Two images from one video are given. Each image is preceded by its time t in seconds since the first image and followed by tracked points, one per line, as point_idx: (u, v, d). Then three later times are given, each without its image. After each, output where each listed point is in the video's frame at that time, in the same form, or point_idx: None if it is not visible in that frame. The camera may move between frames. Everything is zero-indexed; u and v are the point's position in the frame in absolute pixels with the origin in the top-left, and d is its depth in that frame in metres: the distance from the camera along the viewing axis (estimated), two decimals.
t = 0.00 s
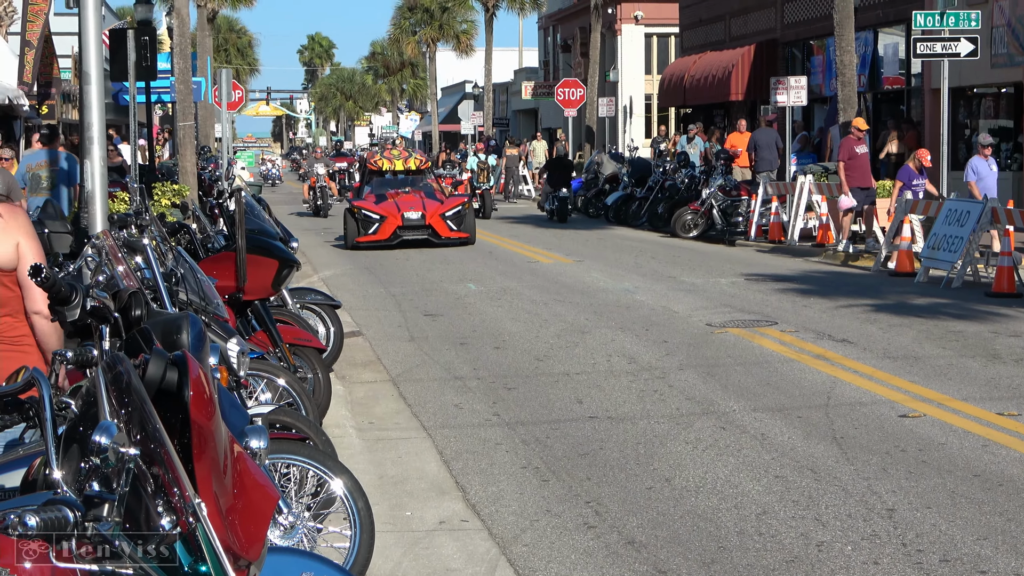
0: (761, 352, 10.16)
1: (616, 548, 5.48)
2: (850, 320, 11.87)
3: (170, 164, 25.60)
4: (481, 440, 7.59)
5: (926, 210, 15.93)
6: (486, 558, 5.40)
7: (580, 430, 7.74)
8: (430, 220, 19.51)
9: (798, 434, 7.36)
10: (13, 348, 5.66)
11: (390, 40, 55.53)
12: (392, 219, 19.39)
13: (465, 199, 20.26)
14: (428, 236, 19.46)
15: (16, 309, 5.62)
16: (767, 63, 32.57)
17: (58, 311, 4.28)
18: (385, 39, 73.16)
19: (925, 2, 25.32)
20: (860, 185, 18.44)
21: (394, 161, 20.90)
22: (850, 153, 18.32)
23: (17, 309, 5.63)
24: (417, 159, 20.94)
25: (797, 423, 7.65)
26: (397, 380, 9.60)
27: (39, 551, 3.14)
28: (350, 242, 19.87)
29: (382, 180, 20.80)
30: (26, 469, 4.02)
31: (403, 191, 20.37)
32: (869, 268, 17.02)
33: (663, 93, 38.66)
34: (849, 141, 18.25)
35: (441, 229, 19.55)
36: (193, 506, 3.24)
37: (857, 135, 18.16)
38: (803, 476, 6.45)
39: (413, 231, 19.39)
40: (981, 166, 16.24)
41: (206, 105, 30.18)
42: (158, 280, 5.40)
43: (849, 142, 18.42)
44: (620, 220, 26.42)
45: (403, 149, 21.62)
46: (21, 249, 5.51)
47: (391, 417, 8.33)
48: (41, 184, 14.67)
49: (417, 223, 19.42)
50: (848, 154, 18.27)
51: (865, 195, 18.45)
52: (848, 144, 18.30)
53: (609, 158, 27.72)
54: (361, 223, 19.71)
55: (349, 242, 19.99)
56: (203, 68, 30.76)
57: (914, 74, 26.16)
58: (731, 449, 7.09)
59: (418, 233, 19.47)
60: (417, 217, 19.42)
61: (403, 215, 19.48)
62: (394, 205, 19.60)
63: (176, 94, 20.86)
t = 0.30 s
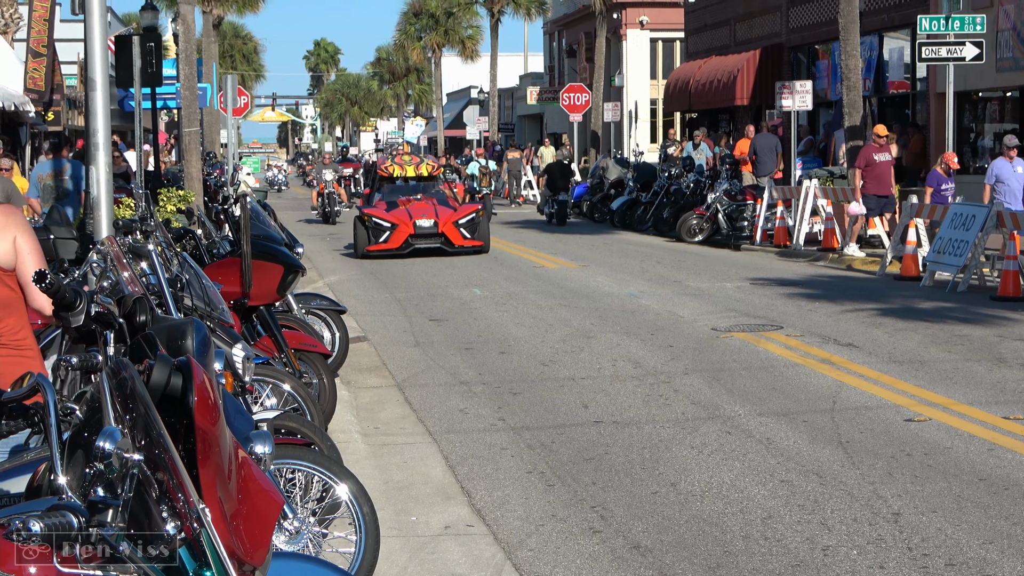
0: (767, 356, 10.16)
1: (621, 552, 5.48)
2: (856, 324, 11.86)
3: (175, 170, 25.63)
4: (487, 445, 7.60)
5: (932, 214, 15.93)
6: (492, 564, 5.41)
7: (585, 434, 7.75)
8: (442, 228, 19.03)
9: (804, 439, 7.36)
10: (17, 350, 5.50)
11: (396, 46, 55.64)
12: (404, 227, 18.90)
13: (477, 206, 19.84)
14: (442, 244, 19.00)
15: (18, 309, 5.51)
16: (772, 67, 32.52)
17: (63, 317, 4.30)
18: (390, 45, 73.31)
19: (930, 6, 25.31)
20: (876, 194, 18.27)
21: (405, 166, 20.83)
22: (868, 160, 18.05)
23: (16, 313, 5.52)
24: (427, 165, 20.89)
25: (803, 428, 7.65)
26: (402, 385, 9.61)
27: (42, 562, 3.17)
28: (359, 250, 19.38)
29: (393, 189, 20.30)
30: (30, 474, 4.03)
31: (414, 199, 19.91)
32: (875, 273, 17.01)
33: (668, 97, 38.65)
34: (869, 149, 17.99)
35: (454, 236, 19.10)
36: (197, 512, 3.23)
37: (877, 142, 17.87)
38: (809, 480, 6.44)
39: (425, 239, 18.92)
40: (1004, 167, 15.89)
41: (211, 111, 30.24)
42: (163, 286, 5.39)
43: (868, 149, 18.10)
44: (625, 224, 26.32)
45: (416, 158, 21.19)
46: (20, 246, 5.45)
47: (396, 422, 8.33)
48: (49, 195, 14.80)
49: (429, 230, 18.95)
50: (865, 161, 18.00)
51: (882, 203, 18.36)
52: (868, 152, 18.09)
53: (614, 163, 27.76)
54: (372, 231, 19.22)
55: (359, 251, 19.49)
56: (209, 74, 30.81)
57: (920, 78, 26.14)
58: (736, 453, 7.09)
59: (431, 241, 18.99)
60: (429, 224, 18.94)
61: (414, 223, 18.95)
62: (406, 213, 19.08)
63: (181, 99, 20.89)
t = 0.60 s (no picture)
0: (760, 355, 10.17)
1: (615, 551, 5.48)
2: (849, 322, 11.88)
3: (169, 169, 25.61)
4: (480, 443, 7.59)
5: (925, 213, 15.95)
6: (485, 562, 5.41)
7: (577, 433, 7.75)
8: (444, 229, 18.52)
9: (797, 437, 7.37)
10: None
11: (389, 45, 55.60)
12: (404, 228, 18.39)
13: (479, 206, 19.36)
14: (443, 246, 18.47)
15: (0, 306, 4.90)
16: (765, 65, 32.52)
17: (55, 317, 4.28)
18: (384, 44, 73.29)
19: (923, 5, 25.34)
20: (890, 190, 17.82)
21: (405, 166, 20.02)
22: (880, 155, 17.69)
23: None
24: (429, 163, 20.05)
25: (796, 426, 7.66)
26: (395, 384, 9.60)
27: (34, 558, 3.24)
28: (358, 252, 18.85)
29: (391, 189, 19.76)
30: (23, 473, 4.02)
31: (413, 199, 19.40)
32: (868, 271, 17.02)
33: (661, 96, 38.65)
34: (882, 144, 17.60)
35: (456, 238, 18.58)
36: (190, 510, 3.22)
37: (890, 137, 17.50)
38: (802, 478, 6.45)
39: (426, 241, 18.40)
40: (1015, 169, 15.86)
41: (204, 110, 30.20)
42: (156, 286, 5.37)
43: (880, 144, 17.75)
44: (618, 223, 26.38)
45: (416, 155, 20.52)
46: None
47: (390, 421, 8.33)
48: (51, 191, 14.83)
49: (431, 232, 18.40)
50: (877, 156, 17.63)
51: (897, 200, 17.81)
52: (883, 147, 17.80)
53: (607, 161, 27.78)
54: (372, 233, 18.68)
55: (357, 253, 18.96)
56: (202, 73, 30.74)
57: (913, 77, 26.17)
58: (729, 452, 7.09)
59: (432, 243, 18.46)
60: (430, 226, 18.40)
61: (415, 224, 18.44)
62: (406, 215, 18.57)
63: (174, 98, 20.84)
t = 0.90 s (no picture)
0: (753, 352, 10.18)
1: (607, 548, 5.49)
2: (842, 320, 11.89)
3: (161, 166, 25.55)
4: (473, 440, 7.60)
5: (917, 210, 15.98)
6: (478, 559, 5.41)
7: (570, 430, 7.75)
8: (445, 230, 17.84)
9: (789, 435, 7.37)
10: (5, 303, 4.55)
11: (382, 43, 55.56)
12: (403, 229, 17.69)
13: (482, 205, 18.68)
14: (444, 248, 17.78)
15: None
16: (759, 62, 32.51)
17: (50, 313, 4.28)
18: (376, 41, 73.26)
19: (916, 3, 25.40)
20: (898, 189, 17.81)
21: (404, 164, 19.48)
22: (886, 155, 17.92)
23: None
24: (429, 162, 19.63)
25: (789, 423, 7.67)
26: (388, 381, 9.60)
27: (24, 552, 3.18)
28: (356, 254, 18.18)
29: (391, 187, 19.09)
30: (16, 471, 3.99)
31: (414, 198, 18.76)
32: (861, 269, 17.05)
33: (654, 93, 38.64)
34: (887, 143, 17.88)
35: (458, 239, 17.88)
36: (182, 507, 3.22)
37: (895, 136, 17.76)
38: (795, 476, 6.46)
39: (426, 242, 17.72)
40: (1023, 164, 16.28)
41: (196, 107, 30.17)
42: (149, 282, 5.39)
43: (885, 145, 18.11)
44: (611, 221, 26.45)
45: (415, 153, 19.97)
46: None
47: (383, 418, 8.32)
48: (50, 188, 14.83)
49: (430, 233, 17.69)
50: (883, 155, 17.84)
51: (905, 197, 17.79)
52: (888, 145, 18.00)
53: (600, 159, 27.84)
54: (371, 233, 18.00)
55: (355, 254, 18.36)
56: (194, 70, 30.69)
57: (905, 75, 26.22)
58: (722, 449, 7.10)
59: (432, 245, 17.77)
60: (431, 227, 17.69)
61: (414, 224, 17.72)
62: (405, 214, 17.88)
63: (167, 95, 20.76)
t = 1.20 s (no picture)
0: (744, 350, 10.20)
1: (598, 545, 5.49)
2: (833, 318, 11.91)
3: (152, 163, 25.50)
4: (464, 438, 7.59)
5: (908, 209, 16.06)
6: (469, 557, 5.41)
7: (561, 428, 7.75)
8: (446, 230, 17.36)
9: (780, 432, 7.39)
10: None
11: (373, 40, 55.49)
12: (403, 229, 17.14)
13: (483, 206, 18.21)
14: (444, 249, 17.29)
15: None
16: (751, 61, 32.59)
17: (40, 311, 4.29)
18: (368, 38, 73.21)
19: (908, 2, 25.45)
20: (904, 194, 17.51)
21: (403, 163, 19.26)
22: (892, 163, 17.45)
23: None
24: (429, 159, 19.47)
25: (780, 421, 7.68)
26: (379, 378, 9.59)
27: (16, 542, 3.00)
28: (354, 256, 17.58)
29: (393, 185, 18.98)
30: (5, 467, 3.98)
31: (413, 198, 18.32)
32: (852, 267, 17.07)
33: (646, 91, 38.65)
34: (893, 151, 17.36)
35: (459, 240, 17.39)
36: (173, 504, 3.21)
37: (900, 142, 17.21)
38: (785, 474, 6.47)
39: (426, 243, 17.19)
40: None
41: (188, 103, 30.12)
42: (139, 279, 5.34)
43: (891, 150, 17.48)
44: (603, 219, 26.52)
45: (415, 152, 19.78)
46: None
47: (373, 416, 8.31)
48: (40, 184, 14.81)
49: (431, 233, 17.18)
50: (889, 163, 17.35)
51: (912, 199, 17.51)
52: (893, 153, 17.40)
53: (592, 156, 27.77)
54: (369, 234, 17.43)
55: (352, 256, 17.73)
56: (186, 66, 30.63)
57: (897, 74, 26.26)
58: (712, 447, 7.11)
59: (432, 246, 17.27)
60: (431, 227, 17.19)
61: (415, 224, 17.20)
62: (405, 214, 17.36)
63: (159, 91, 20.69)
